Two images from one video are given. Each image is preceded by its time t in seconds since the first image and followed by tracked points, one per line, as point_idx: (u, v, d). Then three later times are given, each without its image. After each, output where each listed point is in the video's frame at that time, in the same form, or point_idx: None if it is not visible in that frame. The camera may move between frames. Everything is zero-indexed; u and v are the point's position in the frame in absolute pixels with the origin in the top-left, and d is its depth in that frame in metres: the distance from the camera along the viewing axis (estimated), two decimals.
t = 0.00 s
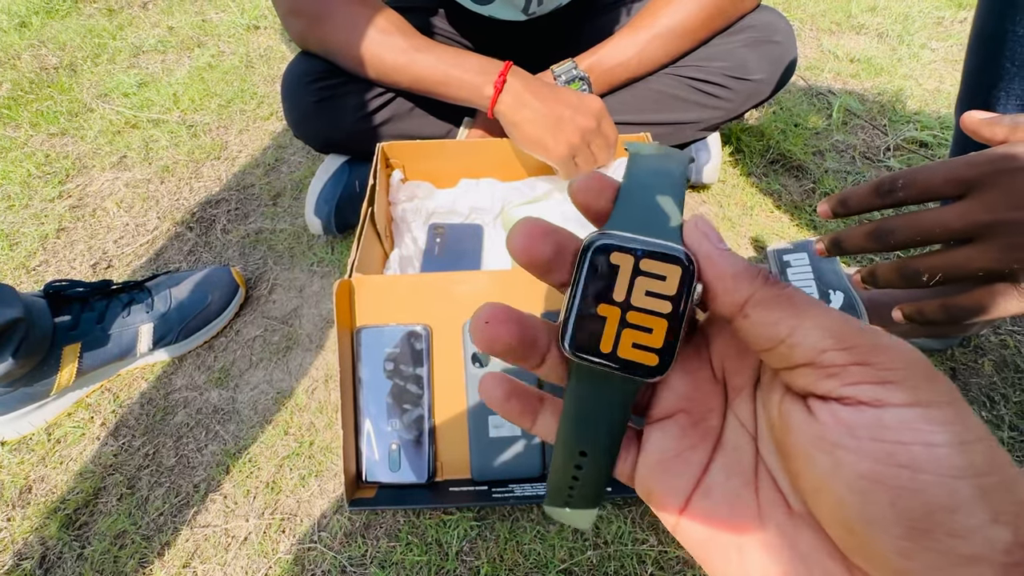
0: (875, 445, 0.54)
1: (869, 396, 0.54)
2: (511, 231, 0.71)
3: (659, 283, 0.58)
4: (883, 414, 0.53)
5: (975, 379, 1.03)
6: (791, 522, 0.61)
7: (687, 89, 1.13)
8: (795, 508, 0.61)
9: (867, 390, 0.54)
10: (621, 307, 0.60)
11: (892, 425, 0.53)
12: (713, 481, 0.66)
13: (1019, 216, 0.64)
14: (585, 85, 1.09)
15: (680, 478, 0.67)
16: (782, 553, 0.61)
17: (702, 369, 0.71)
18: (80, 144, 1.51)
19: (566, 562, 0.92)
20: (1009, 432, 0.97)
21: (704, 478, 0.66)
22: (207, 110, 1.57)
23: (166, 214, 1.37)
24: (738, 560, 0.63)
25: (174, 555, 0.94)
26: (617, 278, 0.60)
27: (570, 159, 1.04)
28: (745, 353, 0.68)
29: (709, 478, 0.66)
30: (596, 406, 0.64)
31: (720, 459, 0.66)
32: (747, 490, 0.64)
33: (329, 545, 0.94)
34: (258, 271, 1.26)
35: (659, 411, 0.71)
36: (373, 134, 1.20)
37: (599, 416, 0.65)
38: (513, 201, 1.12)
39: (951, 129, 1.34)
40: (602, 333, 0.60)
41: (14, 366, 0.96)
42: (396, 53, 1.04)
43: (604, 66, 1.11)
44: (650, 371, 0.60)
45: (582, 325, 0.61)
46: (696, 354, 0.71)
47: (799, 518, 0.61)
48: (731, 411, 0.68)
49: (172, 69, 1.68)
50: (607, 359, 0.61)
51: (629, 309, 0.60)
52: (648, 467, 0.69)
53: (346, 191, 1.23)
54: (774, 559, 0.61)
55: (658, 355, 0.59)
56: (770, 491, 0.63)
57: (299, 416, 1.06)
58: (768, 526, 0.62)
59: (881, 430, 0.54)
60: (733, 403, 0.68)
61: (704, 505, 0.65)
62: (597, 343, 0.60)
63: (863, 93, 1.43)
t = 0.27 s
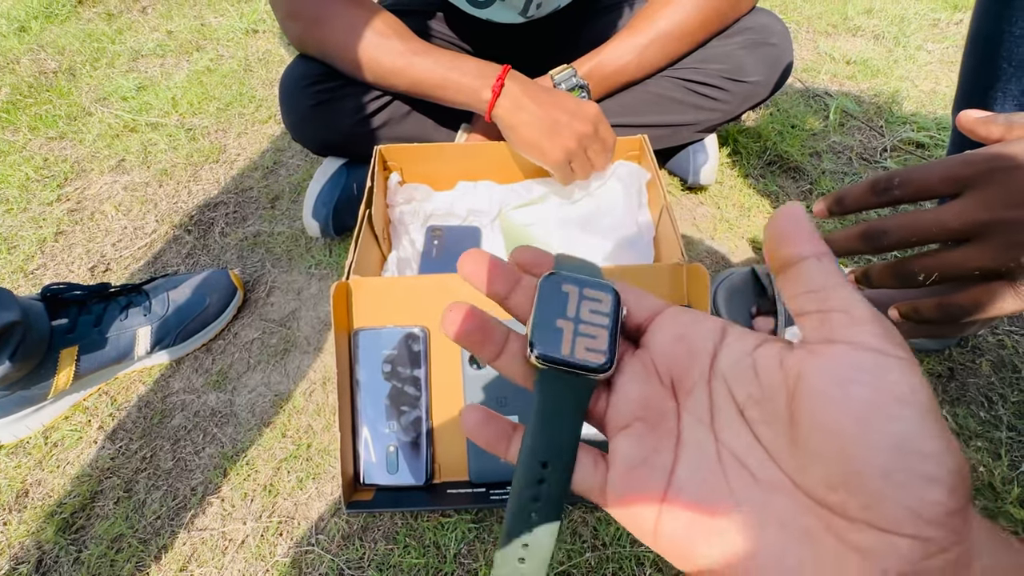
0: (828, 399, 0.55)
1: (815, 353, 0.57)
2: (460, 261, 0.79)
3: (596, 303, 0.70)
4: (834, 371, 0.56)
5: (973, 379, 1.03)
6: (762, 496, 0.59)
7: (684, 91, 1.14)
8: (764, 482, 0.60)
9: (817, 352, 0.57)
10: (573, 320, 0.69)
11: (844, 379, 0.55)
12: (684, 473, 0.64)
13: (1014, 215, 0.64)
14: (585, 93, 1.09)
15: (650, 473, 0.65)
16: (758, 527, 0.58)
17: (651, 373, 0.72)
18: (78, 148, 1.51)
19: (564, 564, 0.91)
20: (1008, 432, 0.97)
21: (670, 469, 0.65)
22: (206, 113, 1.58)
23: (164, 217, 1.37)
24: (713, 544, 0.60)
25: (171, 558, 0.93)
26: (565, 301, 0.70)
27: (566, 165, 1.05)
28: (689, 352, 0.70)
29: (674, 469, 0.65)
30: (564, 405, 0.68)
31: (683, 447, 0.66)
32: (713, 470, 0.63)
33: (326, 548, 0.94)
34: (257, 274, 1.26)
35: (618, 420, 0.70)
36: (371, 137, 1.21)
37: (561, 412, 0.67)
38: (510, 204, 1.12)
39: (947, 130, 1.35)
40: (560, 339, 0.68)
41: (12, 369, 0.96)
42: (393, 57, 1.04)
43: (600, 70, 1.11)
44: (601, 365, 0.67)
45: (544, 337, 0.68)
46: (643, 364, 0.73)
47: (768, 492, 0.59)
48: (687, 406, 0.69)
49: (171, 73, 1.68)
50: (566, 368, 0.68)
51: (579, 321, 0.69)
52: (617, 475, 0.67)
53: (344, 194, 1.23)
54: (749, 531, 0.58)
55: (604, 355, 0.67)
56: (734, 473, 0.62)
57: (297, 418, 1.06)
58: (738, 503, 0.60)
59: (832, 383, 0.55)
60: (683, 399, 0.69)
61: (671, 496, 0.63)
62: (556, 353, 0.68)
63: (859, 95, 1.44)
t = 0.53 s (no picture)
0: (757, 416, 0.60)
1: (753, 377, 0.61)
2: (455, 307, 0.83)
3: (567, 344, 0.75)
4: (767, 392, 0.59)
5: (967, 381, 1.04)
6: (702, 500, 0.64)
7: (679, 98, 1.15)
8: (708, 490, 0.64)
9: (755, 377, 0.61)
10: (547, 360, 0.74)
11: (770, 398, 0.59)
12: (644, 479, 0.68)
13: (1002, 220, 0.66)
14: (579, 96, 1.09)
15: (615, 482, 0.69)
16: (698, 527, 0.63)
17: (616, 396, 0.76)
18: (82, 154, 1.53)
19: (562, 566, 0.92)
20: (1001, 434, 0.98)
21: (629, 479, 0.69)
22: (208, 120, 1.59)
23: (167, 223, 1.38)
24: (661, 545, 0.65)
25: (173, 560, 0.94)
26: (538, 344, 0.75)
27: (553, 167, 1.06)
28: (649, 376, 0.74)
29: (634, 480, 0.68)
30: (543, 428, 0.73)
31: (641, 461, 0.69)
32: (663, 479, 0.67)
33: (327, 549, 0.95)
34: (258, 279, 1.27)
35: (591, 438, 0.74)
36: (371, 144, 1.23)
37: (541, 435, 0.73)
38: (509, 208, 1.13)
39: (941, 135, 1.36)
40: (534, 379, 0.74)
41: (16, 373, 0.97)
42: (385, 62, 1.06)
43: (596, 79, 1.11)
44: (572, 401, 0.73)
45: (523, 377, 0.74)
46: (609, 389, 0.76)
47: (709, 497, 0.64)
48: (645, 423, 0.72)
49: (174, 80, 1.70)
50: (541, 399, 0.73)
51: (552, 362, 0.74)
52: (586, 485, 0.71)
53: (345, 200, 1.25)
54: (689, 533, 0.63)
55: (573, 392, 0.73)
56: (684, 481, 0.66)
57: (298, 421, 1.07)
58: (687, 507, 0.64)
59: (758, 402, 0.60)
60: (643, 418, 0.73)
61: (630, 504, 0.67)
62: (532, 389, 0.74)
63: (854, 100, 1.45)
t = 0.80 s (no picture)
0: (755, 418, 0.59)
1: (753, 380, 0.61)
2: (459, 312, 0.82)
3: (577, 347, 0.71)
4: (765, 395, 0.59)
5: (969, 385, 1.04)
6: (699, 498, 0.64)
7: (678, 102, 1.15)
8: (708, 489, 0.64)
9: (755, 380, 0.60)
10: (558, 365, 0.70)
11: (767, 401, 0.59)
12: (646, 480, 0.68)
13: (1000, 221, 0.66)
14: (580, 103, 1.13)
15: (619, 480, 0.69)
16: (699, 528, 0.63)
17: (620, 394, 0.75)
18: (87, 161, 1.54)
19: (565, 570, 0.93)
20: (1004, 438, 0.98)
21: (632, 477, 0.69)
22: (212, 127, 1.60)
23: (171, 229, 1.39)
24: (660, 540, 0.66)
25: (176, 565, 0.95)
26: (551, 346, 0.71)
27: (378, 204, 0.92)
28: (652, 375, 0.73)
29: (636, 478, 0.69)
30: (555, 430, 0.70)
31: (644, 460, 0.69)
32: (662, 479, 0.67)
33: (330, 555, 0.95)
34: (262, 284, 1.28)
35: (596, 435, 0.74)
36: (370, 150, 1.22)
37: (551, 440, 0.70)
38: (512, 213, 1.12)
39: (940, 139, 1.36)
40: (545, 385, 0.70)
41: (20, 379, 0.97)
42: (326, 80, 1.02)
43: (597, 84, 1.13)
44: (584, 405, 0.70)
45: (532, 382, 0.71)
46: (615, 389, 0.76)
47: (708, 496, 0.64)
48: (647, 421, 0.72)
49: (178, 88, 1.71)
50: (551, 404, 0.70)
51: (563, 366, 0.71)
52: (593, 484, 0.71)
53: (347, 205, 1.25)
54: (687, 531, 0.64)
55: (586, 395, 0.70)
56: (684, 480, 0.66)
57: (301, 426, 1.08)
58: (687, 507, 0.64)
59: (754, 404, 0.60)
60: (647, 416, 0.72)
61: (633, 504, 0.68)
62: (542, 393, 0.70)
63: (853, 105, 1.46)
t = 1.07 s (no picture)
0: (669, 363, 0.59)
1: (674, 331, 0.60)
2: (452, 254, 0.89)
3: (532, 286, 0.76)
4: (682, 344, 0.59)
5: (973, 394, 1.03)
6: (621, 437, 0.65)
7: (680, 111, 1.16)
8: (629, 431, 0.65)
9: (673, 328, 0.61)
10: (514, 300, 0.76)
11: (679, 349, 0.59)
12: (577, 418, 0.69)
13: (1004, 229, 0.66)
14: (580, 113, 1.13)
15: (555, 416, 0.71)
16: (609, 461, 0.65)
17: (571, 338, 0.76)
18: (92, 169, 1.55)
19: None
20: (1009, 447, 0.97)
21: (565, 417, 0.70)
22: (216, 136, 1.61)
23: (175, 237, 1.40)
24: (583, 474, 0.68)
25: None
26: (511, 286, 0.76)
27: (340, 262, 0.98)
28: (601, 323, 0.73)
29: (569, 416, 0.69)
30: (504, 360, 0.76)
31: (579, 401, 0.70)
32: (591, 420, 0.68)
33: (332, 565, 0.94)
34: (264, 292, 1.28)
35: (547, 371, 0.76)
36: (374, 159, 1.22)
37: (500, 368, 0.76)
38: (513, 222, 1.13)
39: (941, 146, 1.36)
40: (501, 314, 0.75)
41: (23, 389, 0.97)
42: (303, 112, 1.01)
43: (598, 93, 1.13)
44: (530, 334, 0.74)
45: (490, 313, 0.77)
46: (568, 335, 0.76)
47: (627, 436, 0.65)
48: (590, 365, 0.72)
49: (182, 96, 1.72)
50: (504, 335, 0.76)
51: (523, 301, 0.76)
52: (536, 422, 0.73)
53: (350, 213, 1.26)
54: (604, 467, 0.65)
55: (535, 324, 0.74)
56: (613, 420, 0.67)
57: (303, 435, 1.07)
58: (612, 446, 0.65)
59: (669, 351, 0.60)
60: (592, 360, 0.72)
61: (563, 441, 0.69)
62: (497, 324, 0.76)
63: (854, 112, 1.46)
